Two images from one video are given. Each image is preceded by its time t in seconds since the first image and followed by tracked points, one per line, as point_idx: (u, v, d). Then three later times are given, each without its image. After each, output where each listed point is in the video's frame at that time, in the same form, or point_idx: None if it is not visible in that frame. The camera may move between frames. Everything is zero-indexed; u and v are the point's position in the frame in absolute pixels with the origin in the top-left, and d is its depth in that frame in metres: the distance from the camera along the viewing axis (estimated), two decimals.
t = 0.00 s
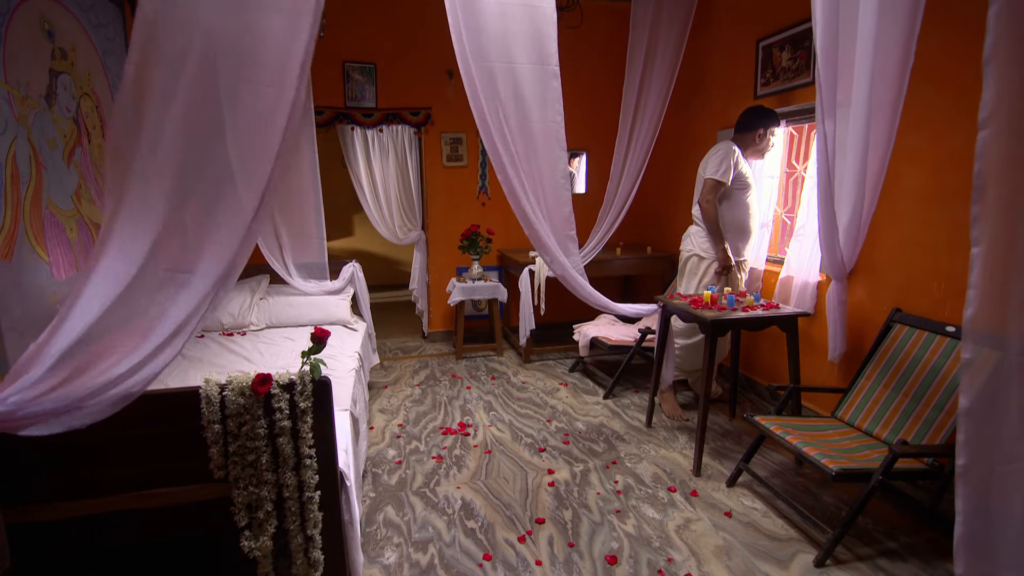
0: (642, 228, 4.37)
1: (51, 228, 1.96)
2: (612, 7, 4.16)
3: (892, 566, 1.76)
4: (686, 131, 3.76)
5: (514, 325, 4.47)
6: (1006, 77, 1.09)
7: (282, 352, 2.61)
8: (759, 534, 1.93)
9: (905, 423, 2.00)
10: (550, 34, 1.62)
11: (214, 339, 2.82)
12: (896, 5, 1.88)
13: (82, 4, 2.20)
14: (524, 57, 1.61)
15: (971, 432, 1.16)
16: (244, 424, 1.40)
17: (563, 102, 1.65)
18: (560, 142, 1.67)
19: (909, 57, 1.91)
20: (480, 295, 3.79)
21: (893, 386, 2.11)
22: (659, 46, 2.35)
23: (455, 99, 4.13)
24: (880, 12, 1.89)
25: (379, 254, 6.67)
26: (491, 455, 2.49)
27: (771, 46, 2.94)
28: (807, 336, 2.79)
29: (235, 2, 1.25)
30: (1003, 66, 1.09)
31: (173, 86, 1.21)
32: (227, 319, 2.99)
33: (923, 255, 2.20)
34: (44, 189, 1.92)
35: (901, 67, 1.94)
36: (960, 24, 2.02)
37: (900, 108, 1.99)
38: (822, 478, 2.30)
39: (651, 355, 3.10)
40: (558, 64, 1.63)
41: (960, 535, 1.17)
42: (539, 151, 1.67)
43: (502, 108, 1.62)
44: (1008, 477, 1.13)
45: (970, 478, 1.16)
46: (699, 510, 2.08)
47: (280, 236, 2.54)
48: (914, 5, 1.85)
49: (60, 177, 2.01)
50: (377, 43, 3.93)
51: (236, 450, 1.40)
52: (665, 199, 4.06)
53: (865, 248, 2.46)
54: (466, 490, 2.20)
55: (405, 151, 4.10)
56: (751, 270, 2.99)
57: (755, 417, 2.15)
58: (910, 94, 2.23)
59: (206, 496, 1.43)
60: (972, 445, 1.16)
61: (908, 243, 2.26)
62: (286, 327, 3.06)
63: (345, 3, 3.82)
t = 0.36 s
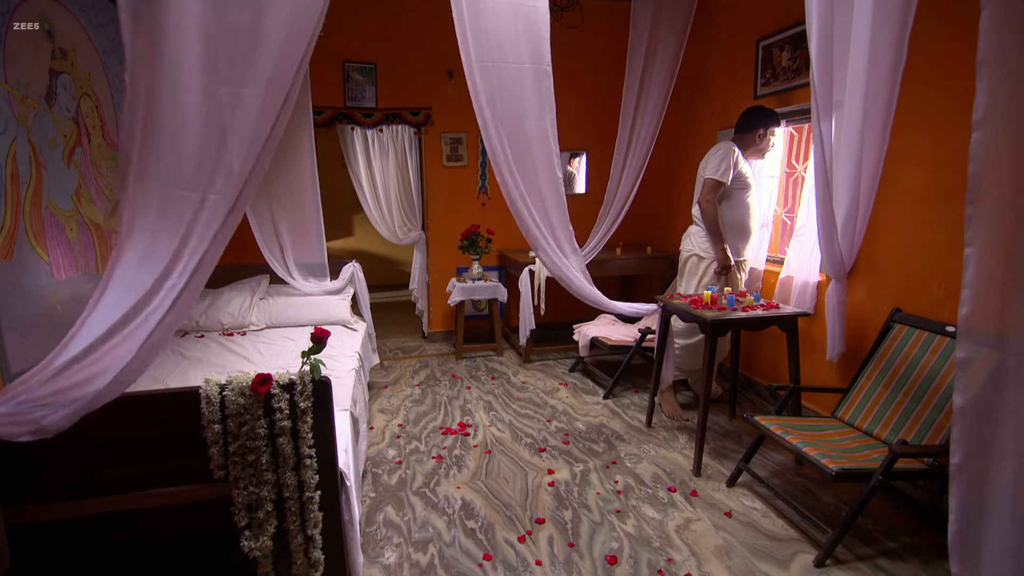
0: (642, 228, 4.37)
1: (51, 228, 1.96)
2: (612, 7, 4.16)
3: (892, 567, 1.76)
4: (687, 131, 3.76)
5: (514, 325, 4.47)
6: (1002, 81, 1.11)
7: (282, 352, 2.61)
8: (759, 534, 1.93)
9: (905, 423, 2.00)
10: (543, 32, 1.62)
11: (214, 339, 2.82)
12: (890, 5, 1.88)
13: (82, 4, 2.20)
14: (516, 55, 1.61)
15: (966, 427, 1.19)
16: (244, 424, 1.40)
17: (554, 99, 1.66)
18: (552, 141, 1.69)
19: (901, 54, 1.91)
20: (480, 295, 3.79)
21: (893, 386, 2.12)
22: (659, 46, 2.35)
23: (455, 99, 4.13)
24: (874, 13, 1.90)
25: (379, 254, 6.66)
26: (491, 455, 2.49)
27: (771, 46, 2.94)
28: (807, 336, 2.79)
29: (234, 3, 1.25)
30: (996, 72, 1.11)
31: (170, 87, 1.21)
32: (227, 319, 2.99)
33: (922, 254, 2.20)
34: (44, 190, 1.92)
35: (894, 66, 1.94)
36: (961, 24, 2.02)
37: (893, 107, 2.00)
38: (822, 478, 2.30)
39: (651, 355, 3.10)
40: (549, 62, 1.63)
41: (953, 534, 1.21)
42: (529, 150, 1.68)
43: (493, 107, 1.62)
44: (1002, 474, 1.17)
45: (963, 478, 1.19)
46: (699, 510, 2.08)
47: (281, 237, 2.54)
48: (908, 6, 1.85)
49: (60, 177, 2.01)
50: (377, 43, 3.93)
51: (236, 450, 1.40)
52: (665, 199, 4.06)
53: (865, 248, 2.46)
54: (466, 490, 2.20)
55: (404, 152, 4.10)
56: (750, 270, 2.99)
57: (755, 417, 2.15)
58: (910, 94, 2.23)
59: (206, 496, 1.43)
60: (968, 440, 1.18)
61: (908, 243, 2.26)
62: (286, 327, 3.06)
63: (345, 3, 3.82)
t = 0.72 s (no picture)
0: (642, 228, 4.37)
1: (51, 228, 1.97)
2: (612, 7, 4.16)
3: (892, 567, 1.76)
4: (687, 131, 3.76)
5: (514, 325, 4.47)
6: (998, 81, 1.10)
7: (282, 352, 2.61)
8: (759, 534, 1.93)
9: (905, 423, 2.00)
10: (550, 33, 1.62)
11: (214, 339, 2.83)
12: (893, 7, 1.88)
13: (83, 5, 2.20)
14: (519, 56, 1.60)
15: (964, 428, 1.18)
16: (244, 424, 1.40)
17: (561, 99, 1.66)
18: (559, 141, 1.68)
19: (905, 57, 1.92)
20: (480, 295, 3.79)
21: (893, 386, 2.11)
22: (659, 46, 2.34)
23: (455, 99, 4.13)
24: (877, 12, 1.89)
25: (379, 254, 6.66)
26: (491, 455, 2.49)
27: (771, 46, 2.94)
28: (807, 336, 2.79)
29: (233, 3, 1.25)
30: (995, 71, 1.10)
31: (170, 85, 1.20)
32: (227, 319, 2.99)
33: (923, 254, 2.20)
34: (44, 190, 1.92)
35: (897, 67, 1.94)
36: (961, 23, 2.01)
37: (895, 108, 2.01)
38: (822, 478, 2.30)
39: (651, 355, 3.10)
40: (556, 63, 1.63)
41: (944, 529, 1.21)
42: (536, 150, 1.67)
43: (498, 107, 1.63)
44: (994, 473, 1.16)
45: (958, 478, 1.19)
46: (699, 510, 2.08)
47: (281, 237, 2.55)
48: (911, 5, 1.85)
49: (61, 177, 2.02)
50: (377, 43, 3.93)
51: (236, 450, 1.40)
52: (665, 199, 4.05)
53: (865, 248, 2.46)
54: (466, 490, 2.20)
55: (404, 152, 4.10)
56: (750, 270, 2.99)
57: (755, 417, 2.15)
58: (911, 94, 2.23)
59: (205, 496, 1.43)
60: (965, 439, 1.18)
61: (908, 243, 2.26)
62: (286, 327, 3.07)
63: (345, 3, 3.82)
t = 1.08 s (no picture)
0: (642, 228, 4.37)
1: (51, 228, 1.96)
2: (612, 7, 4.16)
3: (892, 566, 1.76)
4: (687, 131, 3.76)
5: (514, 325, 4.47)
6: (998, 80, 1.10)
7: (282, 352, 2.60)
8: (759, 534, 1.93)
9: (905, 423, 2.00)
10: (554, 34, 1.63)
11: (214, 339, 2.82)
12: (897, 6, 1.88)
13: (84, 5, 2.20)
14: (519, 55, 1.60)
15: (960, 427, 1.17)
16: (244, 424, 1.40)
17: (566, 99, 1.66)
18: (564, 141, 1.68)
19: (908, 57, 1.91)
20: (480, 295, 3.79)
21: (893, 386, 2.12)
22: (659, 46, 2.34)
23: (455, 99, 4.13)
24: (880, 12, 1.89)
25: (379, 254, 6.66)
26: (491, 455, 2.49)
27: (771, 46, 2.94)
28: (807, 336, 2.79)
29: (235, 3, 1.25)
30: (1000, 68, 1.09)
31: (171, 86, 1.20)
32: (227, 320, 2.99)
33: (923, 254, 2.20)
34: (44, 190, 1.92)
35: (900, 67, 1.93)
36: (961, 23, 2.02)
37: (899, 108, 2.00)
38: (822, 478, 2.30)
39: (651, 355, 3.11)
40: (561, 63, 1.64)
41: (937, 521, 1.20)
42: (542, 151, 1.68)
43: (498, 106, 1.62)
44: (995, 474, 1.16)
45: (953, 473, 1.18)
46: (699, 510, 2.08)
47: (282, 236, 2.55)
48: (914, 5, 1.84)
49: (60, 177, 2.01)
50: (377, 43, 3.93)
51: (236, 450, 1.40)
52: (665, 199, 4.05)
53: (865, 248, 2.47)
54: (466, 490, 2.20)
55: (404, 152, 4.10)
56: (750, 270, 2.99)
57: (755, 417, 2.15)
58: (911, 94, 2.23)
59: (205, 496, 1.43)
60: (957, 435, 1.17)
61: (908, 243, 2.26)
62: (286, 327, 3.06)
63: (345, 3, 3.82)
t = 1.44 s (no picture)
0: (642, 228, 4.37)
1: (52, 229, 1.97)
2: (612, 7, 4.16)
3: (892, 566, 1.76)
4: (687, 130, 3.76)
5: (514, 325, 4.47)
6: (996, 79, 1.09)
7: (282, 352, 2.61)
8: (759, 534, 1.93)
9: (905, 423, 2.00)
10: (554, 34, 1.62)
11: (214, 339, 2.82)
12: (895, 6, 1.87)
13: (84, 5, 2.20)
14: (521, 57, 1.60)
15: (959, 428, 1.15)
16: (244, 424, 1.40)
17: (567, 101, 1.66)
18: (564, 142, 1.69)
19: (906, 57, 1.91)
20: (480, 295, 3.79)
21: (893, 386, 2.12)
22: (659, 45, 2.34)
23: (455, 99, 4.13)
24: (877, 12, 1.90)
25: (379, 254, 6.66)
26: (491, 455, 2.49)
27: (771, 46, 2.94)
28: (807, 336, 2.79)
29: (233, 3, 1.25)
30: (992, 69, 1.09)
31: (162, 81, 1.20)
32: (227, 319, 2.99)
33: (924, 255, 2.20)
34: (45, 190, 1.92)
35: (898, 67, 1.93)
36: (959, 23, 2.02)
37: (897, 108, 2.00)
38: (822, 478, 2.30)
39: (651, 355, 3.11)
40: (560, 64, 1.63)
41: (930, 518, 1.18)
42: (543, 154, 1.68)
43: (504, 108, 1.64)
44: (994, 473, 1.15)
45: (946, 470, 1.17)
46: (699, 510, 2.08)
47: (282, 237, 2.54)
48: (912, 5, 1.84)
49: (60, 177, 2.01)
50: (377, 43, 3.93)
51: (236, 450, 1.40)
52: (665, 199, 4.05)
53: (865, 248, 2.47)
54: (466, 490, 2.20)
55: (404, 152, 4.10)
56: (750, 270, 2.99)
57: (755, 417, 2.15)
58: (910, 94, 2.23)
59: (206, 495, 1.43)
60: (955, 438, 1.15)
61: (908, 243, 2.26)
62: (286, 327, 3.07)
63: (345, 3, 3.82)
